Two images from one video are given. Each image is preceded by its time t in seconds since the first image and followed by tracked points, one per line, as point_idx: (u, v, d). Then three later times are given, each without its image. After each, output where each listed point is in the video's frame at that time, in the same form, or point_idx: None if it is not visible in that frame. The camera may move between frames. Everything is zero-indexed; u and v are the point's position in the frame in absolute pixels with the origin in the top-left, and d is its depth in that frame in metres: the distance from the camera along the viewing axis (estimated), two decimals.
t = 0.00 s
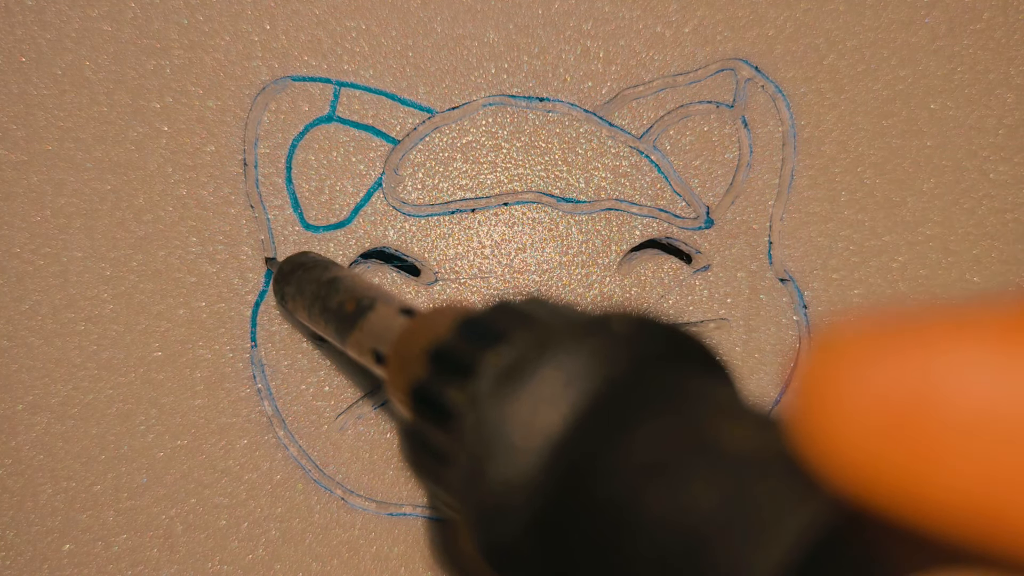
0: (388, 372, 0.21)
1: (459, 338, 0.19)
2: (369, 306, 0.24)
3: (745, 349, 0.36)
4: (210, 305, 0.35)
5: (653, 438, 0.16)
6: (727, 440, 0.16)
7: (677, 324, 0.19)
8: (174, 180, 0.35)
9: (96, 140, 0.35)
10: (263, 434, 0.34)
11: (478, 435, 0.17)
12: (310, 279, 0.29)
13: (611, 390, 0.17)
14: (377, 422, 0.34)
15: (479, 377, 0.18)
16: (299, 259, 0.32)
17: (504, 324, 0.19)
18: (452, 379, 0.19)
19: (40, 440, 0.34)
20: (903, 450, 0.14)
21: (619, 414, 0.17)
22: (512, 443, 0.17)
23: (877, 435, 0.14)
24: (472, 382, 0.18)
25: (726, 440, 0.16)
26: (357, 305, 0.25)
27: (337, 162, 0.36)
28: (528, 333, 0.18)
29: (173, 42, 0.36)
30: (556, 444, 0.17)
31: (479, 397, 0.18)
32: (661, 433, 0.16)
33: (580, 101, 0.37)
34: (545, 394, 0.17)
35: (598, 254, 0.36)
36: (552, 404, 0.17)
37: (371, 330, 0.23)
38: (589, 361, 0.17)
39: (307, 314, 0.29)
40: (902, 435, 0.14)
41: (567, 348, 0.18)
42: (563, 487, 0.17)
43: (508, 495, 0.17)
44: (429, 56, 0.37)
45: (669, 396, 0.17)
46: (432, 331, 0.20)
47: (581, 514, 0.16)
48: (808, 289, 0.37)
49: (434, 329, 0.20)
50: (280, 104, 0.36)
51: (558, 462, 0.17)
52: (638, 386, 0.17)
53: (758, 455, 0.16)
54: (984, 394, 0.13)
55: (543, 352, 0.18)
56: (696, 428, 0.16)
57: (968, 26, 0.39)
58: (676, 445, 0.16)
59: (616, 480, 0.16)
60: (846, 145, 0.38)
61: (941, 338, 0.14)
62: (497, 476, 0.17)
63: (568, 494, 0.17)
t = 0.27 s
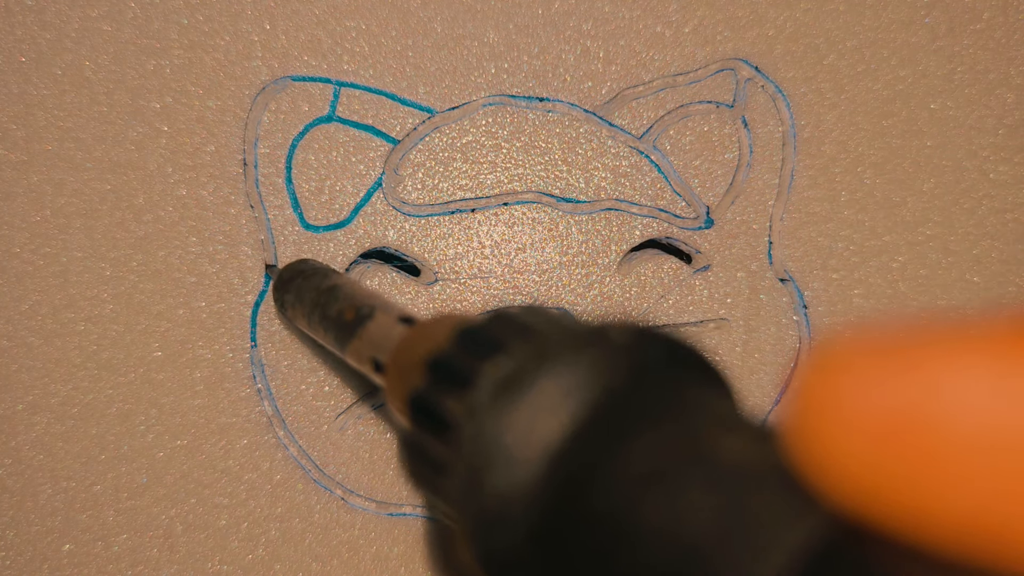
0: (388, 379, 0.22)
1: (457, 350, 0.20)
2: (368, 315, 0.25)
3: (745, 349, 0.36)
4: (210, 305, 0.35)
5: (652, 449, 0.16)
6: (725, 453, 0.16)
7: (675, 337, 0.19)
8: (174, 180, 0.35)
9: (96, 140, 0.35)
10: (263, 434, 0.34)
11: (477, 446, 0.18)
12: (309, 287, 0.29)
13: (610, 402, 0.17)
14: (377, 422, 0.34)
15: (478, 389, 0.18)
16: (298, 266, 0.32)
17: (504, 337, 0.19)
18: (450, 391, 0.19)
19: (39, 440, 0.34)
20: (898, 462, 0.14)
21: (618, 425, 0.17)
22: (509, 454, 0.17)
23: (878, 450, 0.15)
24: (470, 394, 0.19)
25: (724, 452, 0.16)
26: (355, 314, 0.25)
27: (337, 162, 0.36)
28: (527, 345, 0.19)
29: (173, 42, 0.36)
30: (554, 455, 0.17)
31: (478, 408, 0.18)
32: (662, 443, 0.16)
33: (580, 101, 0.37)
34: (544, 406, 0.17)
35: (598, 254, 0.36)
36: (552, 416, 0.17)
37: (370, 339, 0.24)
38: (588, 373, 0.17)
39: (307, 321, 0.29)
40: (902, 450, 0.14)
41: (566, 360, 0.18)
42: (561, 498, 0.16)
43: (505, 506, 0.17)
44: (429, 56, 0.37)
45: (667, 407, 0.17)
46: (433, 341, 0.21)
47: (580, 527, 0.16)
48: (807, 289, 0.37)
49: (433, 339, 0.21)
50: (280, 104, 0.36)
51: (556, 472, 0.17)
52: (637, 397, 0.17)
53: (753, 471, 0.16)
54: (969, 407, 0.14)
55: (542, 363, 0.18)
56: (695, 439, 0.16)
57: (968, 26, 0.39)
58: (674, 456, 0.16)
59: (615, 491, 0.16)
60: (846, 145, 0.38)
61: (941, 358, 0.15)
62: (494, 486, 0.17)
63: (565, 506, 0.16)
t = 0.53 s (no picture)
0: (385, 391, 0.21)
1: (453, 361, 0.19)
2: (366, 325, 0.24)
3: (746, 349, 0.36)
4: (210, 305, 0.35)
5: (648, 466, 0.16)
6: (720, 471, 0.16)
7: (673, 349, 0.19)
8: (174, 180, 0.35)
9: (96, 140, 0.35)
10: (263, 434, 0.34)
11: (473, 462, 0.17)
12: (309, 295, 0.29)
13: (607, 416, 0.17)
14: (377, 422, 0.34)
15: (474, 402, 0.18)
16: (296, 275, 0.32)
17: (499, 347, 0.19)
18: (446, 404, 0.19)
19: (39, 440, 0.34)
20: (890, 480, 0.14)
21: (615, 439, 0.16)
22: (506, 469, 0.17)
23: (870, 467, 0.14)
24: (466, 407, 0.18)
25: (719, 471, 0.16)
26: (354, 324, 0.25)
27: (337, 162, 0.36)
28: (523, 356, 0.18)
29: (173, 42, 0.36)
30: (552, 470, 0.16)
31: (476, 421, 0.18)
32: (658, 461, 0.16)
33: (580, 101, 0.37)
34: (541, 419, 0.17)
35: (598, 253, 0.36)
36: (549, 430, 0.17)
37: (368, 349, 0.23)
38: (586, 386, 0.17)
39: (306, 329, 0.29)
40: (895, 470, 0.14)
41: (562, 372, 0.17)
42: (558, 514, 0.16)
43: (501, 522, 0.17)
44: (429, 56, 0.37)
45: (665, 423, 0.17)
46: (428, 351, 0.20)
47: (575, 542, 0.16)
48: (808, 289, 0.37)
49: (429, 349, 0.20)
50: (280, 104, 0.36)
51: (553, 487, 0.16)
52: (635, 412, 0.17)
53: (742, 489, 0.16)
54: (966, 425, 0.13)
55: (539, 376, 0.18)
56: (690, 456, 0.16)
57: (968, 26, 0.39)
58: (669, 472, 0.16)
59: (609, 508, 0.16)
60: (847, 145, 0.38)
61: (937, 374, 0.14)
62: (491, 502, 0.17)
63: (562, 524, 0.16)
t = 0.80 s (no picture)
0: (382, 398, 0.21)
1: (450, 369, 0.19)
2: (365, 332, 0.24)
3: (745, 349, 0.36)
4: (210, 305, 0.35)
5: (646, 478, 0.16)
6: (718, 482, 0.16)
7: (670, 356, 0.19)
8: (174, 180, 0.35)
9: (96, 140, 0.35)
10: (263, 434, 0.34)
11: (470, 472, 0.17)
12: (307, 302, 0.29)
13: (606, 425, 0.16)
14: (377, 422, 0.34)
15: (471, 411, 0.18)
16: (295, 282, 0.32)
17: (496, 356, 0.19)
18: (444, 412, 0.19)
19: (39, 440, 0.34)
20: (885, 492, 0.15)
21: (613, 449, 0.16)
22: (505, 479, 0.16)
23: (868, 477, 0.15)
24: (463, 416, 0.18)
25: (718, 482, 0.16)
26: (352, 331, 0.25)
27: (337, 162, 0.36)
28: (519, 365, 0.18)
29: (173, 42, 0.36)
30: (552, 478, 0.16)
31: (473, 431, 0.17)
32: (656, 472, 0.16)
33: (580, 101, 0.37)
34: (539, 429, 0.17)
35: (598, 254, 0.36)
36: (548, 439, 0.16)
37: (366, 356, 0.23)
38: (585, 396, 0.17)
39: (305, 336, 0.29)
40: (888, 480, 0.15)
41: (560, 381, 0.17)
42: (556, 525, 0.16)
43: (500, 533, 0.16)
44: (429, 56, 0.37)
45: (663, 434, 0.17)
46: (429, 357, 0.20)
47: (574, 553, 0.16)
48: (808, 289, 0.37)
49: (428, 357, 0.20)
50: (280, 104, 0.36)
51: (552, 497, 0.16)
52: (634, 422, 0.17)
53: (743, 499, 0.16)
54: (954, 437, 0.14)
55: (537, 385, 0.17)
56: (689, 468, 0.16)
57: (968, 26, 0.39)
58: (667, 483, 0.16)
59: (607, 520, 0.16)
60: (847, 145, 0.38)
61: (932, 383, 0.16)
62: (488, 513, 0.16)
63: (560, 536, 0.16)
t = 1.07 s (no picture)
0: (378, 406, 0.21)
1: (443, 380, 0.19)
2: (361, 341, 0.24)
3: (746, 349, 0.36)
4: (210, 305, 0.35)
5: (638, 488, 0.15)
6: (711, 497, 0.15)
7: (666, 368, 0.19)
8: (174, 179, 0.35)
9: (96, 140, 0.35)
10: (263, 434, 0.34)
11: (462, 483, 0.17)
12: (303, 309, 0.29)
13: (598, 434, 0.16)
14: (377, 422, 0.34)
15: (465, 422, 0.18)
16: (291, 288, 0.32)
17: (489, 366, 0.18)
18: (437, 424, 0.19)
19: (39, 440, 0.34)
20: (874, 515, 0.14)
21: (605, 459, 0.16)
22: (495, 491, 0.16)
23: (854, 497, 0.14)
24: (457, 428, 0.18)
25: (712, 495, 0.15)
26: (348, 338, 0.25)
27: (337, 162, 0.36)
28: (512, 375, 0.18)
29: (173, 42, 0.36)
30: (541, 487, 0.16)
31: (466, 442, 0.17)
32: (648, 482, 0.16)
33: (580, 101, 0.37)
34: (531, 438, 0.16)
35: (598, 253, 0.36)
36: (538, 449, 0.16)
37: (362, 365, 0.23)
38: (578, 405, 0.16)
39: (300, 343, 0.29)
40: (879, 500, 0.14)
41: (551, 392, 0.17)
42: (545, 539, 0.15)
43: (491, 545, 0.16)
44: (428, 55, 0.37)
45: (656, 446, 0.16)
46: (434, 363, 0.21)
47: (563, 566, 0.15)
48: (808, 289, 0.37)
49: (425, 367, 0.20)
50: (280, 104, 0.36)
51: (541, 511, 0.15)
52: (626, 432, 0.16)
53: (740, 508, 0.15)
54: (944, 456, 0.13)
55: (528, 395, 0.17)
56: (682, 478, 0.16)
57: (968, 26, 0.39)
58: (660, 495, 0.15)
59: (598, 536, 0.15)
60: (847, 145, 0.38)
61: (926, 400, 0.14)
62: (479, 526, 0.16)
63: (552, 550, 0.15)
